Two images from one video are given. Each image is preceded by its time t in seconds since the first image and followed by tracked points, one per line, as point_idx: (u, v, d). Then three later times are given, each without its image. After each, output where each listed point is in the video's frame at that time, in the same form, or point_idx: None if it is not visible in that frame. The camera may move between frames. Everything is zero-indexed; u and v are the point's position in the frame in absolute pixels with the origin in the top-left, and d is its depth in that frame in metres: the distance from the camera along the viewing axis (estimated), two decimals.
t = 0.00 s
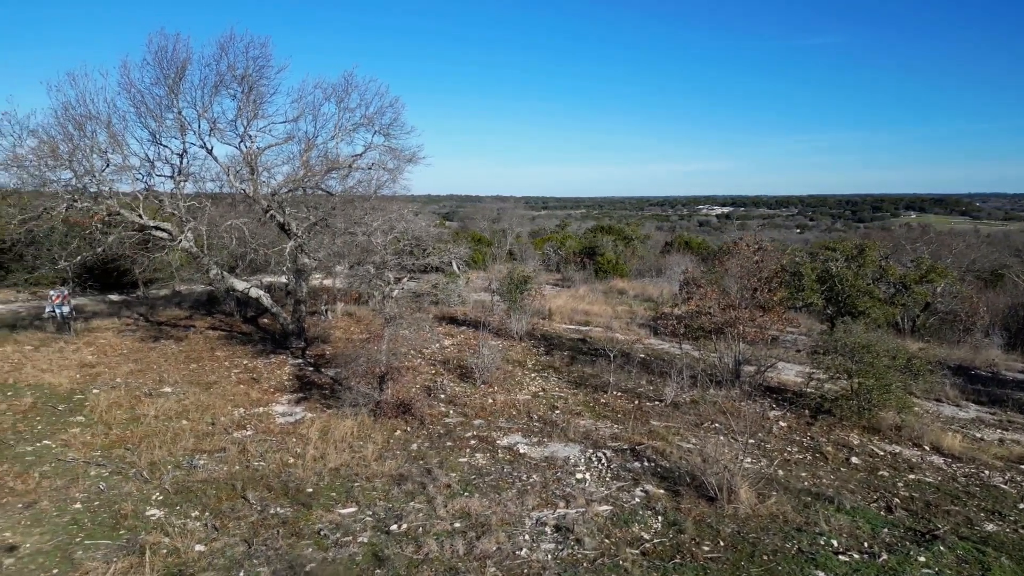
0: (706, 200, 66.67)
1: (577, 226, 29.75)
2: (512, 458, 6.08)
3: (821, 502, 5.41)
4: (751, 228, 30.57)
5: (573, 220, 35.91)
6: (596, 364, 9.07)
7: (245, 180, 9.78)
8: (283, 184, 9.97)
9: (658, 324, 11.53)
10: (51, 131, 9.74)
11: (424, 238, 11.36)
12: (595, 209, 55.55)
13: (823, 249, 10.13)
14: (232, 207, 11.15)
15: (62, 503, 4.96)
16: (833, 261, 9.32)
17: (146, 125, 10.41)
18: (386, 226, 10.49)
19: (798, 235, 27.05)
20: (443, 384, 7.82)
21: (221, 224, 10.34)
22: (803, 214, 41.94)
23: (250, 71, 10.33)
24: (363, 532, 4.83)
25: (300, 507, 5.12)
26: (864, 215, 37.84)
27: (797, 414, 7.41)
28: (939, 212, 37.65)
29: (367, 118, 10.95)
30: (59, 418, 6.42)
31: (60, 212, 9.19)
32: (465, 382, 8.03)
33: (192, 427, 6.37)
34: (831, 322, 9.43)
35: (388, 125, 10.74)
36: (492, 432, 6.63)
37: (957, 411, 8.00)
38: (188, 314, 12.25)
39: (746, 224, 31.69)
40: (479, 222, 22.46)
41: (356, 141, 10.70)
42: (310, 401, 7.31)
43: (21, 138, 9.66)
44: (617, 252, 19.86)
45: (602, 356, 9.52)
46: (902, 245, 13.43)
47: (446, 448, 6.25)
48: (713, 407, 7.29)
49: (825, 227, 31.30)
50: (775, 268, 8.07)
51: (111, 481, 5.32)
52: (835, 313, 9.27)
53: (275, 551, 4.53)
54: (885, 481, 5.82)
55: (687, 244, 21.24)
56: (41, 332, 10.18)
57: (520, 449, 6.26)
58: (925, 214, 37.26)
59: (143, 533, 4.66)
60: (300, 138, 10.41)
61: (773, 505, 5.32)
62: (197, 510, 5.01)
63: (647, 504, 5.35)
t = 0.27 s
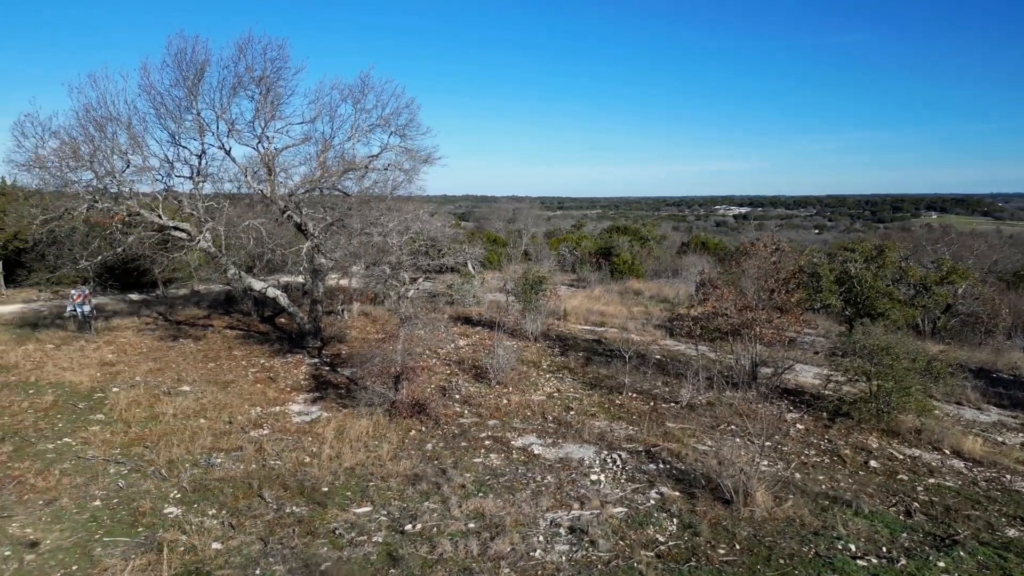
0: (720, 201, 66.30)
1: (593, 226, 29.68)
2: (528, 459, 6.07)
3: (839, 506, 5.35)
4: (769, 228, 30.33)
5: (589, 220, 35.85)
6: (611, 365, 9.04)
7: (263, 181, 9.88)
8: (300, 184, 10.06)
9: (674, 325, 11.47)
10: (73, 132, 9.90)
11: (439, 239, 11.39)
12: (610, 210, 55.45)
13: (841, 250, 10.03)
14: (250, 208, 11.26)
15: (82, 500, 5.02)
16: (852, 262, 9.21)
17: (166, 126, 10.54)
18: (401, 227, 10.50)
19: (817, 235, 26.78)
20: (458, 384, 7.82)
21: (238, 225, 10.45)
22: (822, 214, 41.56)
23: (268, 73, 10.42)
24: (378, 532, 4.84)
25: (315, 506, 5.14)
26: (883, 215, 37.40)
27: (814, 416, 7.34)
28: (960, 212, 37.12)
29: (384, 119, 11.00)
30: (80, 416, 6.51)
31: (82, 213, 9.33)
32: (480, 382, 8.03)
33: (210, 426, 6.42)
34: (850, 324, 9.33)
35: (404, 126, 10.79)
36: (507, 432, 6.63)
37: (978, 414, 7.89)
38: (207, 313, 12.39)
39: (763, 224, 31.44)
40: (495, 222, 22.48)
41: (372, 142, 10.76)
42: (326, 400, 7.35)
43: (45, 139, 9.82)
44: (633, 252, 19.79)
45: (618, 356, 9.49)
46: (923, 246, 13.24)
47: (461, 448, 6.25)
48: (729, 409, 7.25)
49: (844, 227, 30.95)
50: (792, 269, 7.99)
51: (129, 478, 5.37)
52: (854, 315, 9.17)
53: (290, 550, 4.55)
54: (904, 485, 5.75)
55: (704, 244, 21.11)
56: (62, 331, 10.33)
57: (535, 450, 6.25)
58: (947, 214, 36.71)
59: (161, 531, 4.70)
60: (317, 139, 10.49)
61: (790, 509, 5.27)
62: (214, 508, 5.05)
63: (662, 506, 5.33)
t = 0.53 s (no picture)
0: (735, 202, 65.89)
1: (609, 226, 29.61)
2: (542, 460, 6.06)
3: (857, 510, 5.29)
4: (787, 228, 30.07)
5: (605, 220, 35.79)
6: (626, 366, 9.01)
7: (280, 181, 9.97)
8: (317, 184, 10.13)
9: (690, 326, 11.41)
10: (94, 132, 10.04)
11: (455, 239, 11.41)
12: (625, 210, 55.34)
13: (860, 251, 9.91)
14: (267, 208, 11.36)
15: (103, 497, 5.08)
16: (871, 263, 9.11)
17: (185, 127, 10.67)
18: (417, 227, 10.56)
19: (836, 236, 26.49)
20: (473, 385, 7.83)
21: (256, 225, 10.55)
22: (840, 214, 41.16)
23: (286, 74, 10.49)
24: (392, 531, 4.85)
25: (331, 505, 5.16)
26: (903, 215, 36.95)
27: (832, 419, 7.27)
28: (982, 212, 36.59)
29: (401, 120, 11.03)
30: (101, 413, 6.59)
31: (103, 213, 9.47)
32: (495, 382, 8.03)
33: (227, 424, 6.47)
34: (869, 325, 9.23)
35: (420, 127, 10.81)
36: (521, 433, 6.62)
37: (1001, 417, 7.76)
38: (225, 312, 12.51)
39: (781, 224, 31.18)
40: (510, 222, 22.48)
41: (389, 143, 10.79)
42: (342, 399, 7.38)
43: (67, 140, 9.98)
44: (649, 252, 19.71)
45: (633, 357, 9.45)
46: (944, 246, 13.06)
47: (476, 448, 6.25)
48: (746, 411, 7.19)
49: (864, 227, 30.60)
50: (810, 270, 7.92)
51: (148, 476, 5.43)
52: (873, 316, 9.07)
53: (306, 548, 4.57)
54: (924, 489, 5.67)
55: (721, 244, 20.97)
56: (82, 329, 10.48)
57: (550, 451, 6.24)
58: (969, 214, 36.20)
59: (178, 528, 4.74)
60: (334, 139, 10.54)
61: (807, 512, 5.22)
62: (231, 506, 5.09)
63: (677, 508, 5.29)
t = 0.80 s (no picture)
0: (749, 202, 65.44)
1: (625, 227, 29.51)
2: (558, 460, 6.04)
3: (876, 513, 5.22)
4: (805, 229, 29.76)
5: (620, 221, 35.68)
6: (642, 367, 8.97)
7: (297, 181, 10.08)
8: (335, 185, 10.25)
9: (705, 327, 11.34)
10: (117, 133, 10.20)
11: (471, 240, 11.49)
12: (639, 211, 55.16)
13: (880, 251, 9.79)
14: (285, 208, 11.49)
15: (122, 494, 5.14)
16: (891, 264, 9.01)
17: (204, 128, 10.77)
18: (433, 228, 10.59)
19: (856, 236, 26.18)
20: (488, 385, 7.83)
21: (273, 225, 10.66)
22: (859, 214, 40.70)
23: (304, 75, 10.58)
24: (407, 530, 4.86)
25: (346, 504, 5.18)
26: (924, 215, 36.46)
27: (851, 421, 7.19)
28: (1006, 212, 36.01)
29: (418, 121, 11.08)
30: (121, 411, 6.68)
31: (124, 213, 9.61)
32: (511, 382, 8.03)
33: (245, 423, 6.51)
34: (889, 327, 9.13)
35: (436, 128, 10.88)
36: (537, 433, 6.61)
37: None
38: (243, 311, 12.64)
39: (800, 224, 30.91)
40: (525, 222, 22.47)
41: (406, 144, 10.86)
42: (358, 398, 7.42)
43: (89, 140, 10.14)
44: (665, 252, 19.61)
45: (649, 358, 9.40)
46: (967, 247, 12.85)
47: (491, 449, 6.25)
48: (763, 413, 7.13)
49: (884, 228, 30.21)
50: (829, 271, 7.82)
51: (166, 473, 5.48)
52: (894, 318, 8.97)
53: (322, 547, 4.59)
54: (945, 493, 5.59)
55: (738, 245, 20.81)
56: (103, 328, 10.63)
57: (565, 451, 6.23)
58: (992, 215, 35.61)
59: (196, 525, 4.78)
60: (352, 140, 10.62)
61: (825, 515, 5.17)
62: (248, 504, 5.12)
63: (693, 510, 5.26)
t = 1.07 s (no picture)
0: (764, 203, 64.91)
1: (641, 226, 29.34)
2: (573, 461, 6.02)
3: (895, 517, 5.16)
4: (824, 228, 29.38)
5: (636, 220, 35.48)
6: (658, 368, 8.93)
7: (314, 181, 10.16)
8: (351, 185, 10.30)
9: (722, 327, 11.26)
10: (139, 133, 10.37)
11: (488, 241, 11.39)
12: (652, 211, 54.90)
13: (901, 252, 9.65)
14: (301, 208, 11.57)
15: (142, 491, 5.19)
16: (912, 265, 8.96)
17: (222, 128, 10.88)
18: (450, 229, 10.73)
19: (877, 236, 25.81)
20: (503, 385, 7.82)
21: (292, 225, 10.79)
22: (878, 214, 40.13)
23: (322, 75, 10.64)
24: (423, 530, 4.88)
25: (362, 503, 5.20)
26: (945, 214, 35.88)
27: (871, 424, 7.11)
28: None
29: (434, 121, 11.07)
30: (141, 409, 6.76)
31: (144, 212, 9.77)
32: (527, 383, 8.01)
33: (262, 421, 6.56)
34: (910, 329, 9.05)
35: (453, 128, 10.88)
36: (552, 434, 6.59)
37: None
38: (261, 310, 12.76)
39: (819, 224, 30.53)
40: (540, 222, 22.43)
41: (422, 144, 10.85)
42: (375, 397, 7.44)
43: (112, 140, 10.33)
44: (681, 252, 19.48)
45: (666, 358, 9.33)
46: (991, 247, 12.61)
47: (506, 449, 6.24)
48: (780, 415, 7.07)
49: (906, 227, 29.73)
50: (850, 271, 7.67)
51: (185, 471, 5.53)
52: (914, 320, 8.89)
53: (338, 545, 4.62)
54: (966, 497, 5.52)
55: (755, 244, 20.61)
56: (123, 327, 10.78)
57: (580, 452, 6.21)
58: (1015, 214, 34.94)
59: (214, 523, 4.82)
60: (369, 140, 10.65)
61: (843, 519, 5.11)
62: (264, 502, 5.15)
63: (709, 512, 5.22)
